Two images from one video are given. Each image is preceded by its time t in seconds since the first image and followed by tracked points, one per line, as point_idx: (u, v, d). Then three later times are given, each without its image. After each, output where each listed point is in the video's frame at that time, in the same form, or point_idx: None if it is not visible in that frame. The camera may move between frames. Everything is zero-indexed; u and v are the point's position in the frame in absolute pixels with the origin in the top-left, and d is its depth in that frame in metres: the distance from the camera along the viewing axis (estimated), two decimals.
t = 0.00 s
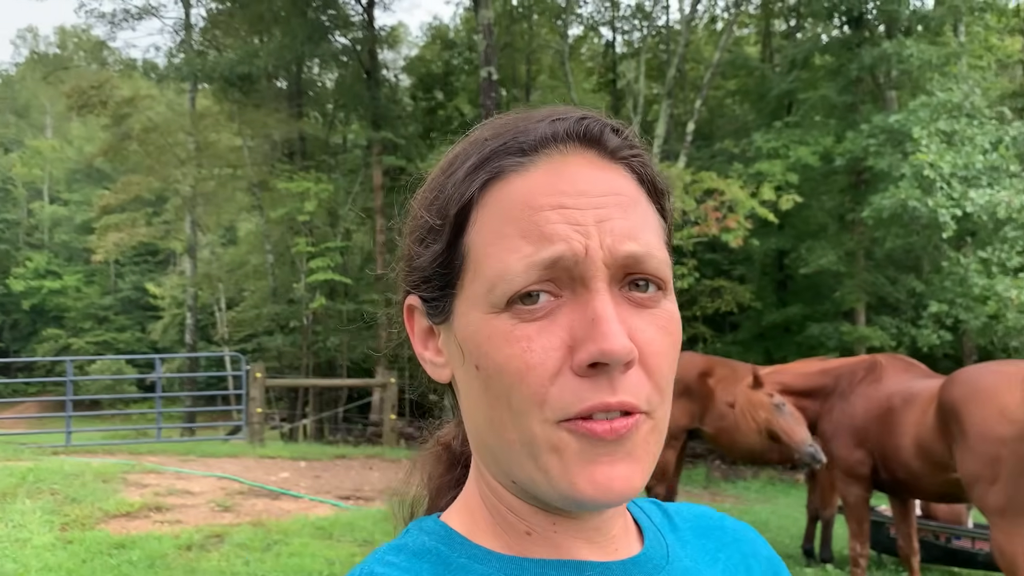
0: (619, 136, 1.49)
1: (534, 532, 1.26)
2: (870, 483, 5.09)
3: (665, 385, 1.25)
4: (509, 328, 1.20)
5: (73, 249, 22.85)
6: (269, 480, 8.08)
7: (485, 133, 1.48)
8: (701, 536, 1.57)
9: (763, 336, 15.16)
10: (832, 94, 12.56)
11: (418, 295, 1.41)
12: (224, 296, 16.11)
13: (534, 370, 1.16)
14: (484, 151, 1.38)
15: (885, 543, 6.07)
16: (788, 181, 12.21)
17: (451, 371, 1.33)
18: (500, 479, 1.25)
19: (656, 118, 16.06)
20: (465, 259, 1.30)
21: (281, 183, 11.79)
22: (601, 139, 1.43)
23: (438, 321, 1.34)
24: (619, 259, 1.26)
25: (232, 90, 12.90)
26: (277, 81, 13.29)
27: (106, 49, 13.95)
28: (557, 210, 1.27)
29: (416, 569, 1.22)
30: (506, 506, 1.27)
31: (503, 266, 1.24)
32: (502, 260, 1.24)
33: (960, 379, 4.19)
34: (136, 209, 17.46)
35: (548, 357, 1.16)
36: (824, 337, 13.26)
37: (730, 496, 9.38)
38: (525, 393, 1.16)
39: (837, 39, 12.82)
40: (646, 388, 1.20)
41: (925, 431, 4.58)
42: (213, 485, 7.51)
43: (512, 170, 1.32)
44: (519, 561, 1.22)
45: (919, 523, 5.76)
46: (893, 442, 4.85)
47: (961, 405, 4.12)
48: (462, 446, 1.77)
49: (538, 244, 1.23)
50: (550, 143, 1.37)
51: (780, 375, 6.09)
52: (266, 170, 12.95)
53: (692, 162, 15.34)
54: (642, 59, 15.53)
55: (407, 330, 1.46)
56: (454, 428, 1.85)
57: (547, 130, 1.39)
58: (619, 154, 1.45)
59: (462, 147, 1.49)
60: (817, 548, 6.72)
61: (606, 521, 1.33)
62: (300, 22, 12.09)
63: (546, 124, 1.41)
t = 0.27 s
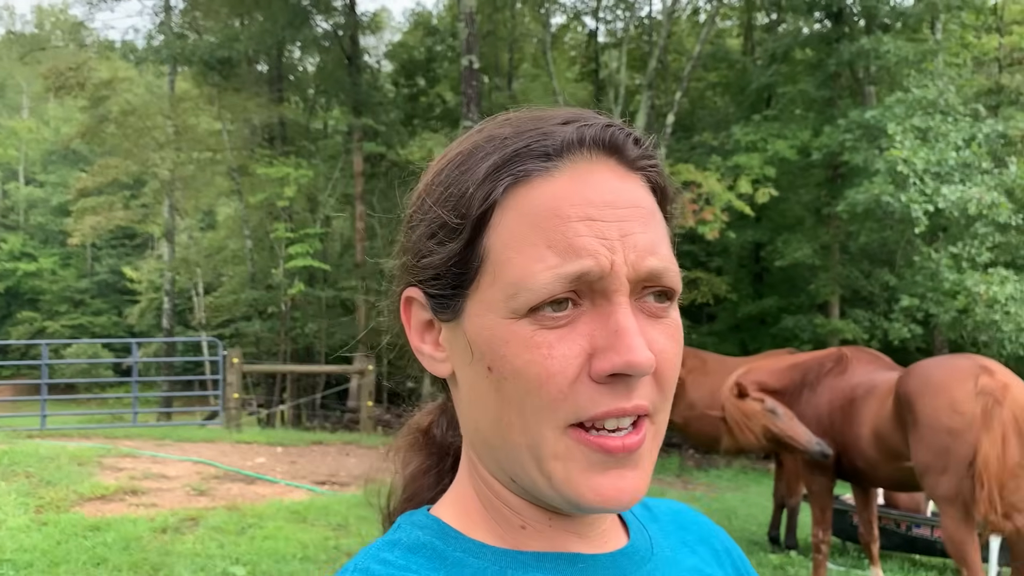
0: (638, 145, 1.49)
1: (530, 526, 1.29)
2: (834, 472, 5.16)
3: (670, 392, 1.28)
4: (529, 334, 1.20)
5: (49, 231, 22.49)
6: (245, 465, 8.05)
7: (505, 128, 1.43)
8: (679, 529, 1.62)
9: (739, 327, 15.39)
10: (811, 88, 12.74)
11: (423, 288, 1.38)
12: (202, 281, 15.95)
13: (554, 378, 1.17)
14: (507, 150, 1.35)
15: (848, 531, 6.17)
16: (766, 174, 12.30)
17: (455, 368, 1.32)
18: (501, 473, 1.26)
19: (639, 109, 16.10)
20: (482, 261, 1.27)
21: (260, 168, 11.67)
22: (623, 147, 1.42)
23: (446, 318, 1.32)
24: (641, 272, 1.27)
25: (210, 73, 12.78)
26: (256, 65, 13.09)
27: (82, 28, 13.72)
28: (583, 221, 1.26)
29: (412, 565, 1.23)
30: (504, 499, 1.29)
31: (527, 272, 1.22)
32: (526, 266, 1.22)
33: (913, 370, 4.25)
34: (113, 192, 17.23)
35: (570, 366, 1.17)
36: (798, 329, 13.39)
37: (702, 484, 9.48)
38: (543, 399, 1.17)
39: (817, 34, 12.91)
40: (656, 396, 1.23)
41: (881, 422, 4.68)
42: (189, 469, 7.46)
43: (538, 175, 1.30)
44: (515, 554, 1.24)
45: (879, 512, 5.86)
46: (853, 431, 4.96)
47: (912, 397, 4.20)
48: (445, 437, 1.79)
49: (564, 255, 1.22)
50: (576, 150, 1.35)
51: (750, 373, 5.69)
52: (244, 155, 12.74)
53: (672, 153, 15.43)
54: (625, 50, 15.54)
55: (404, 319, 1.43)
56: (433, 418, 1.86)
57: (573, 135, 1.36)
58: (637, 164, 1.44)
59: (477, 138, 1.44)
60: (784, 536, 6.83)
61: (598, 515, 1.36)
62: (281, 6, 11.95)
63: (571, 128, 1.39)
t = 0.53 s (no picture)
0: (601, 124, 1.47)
1: (495, 504, 1.26)
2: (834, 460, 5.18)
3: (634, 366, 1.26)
4: (513, 307, 1.15)
5: (62, 225, 22.66)
6: (255, 455, 8.11)
7: (473, 103, 1.36)
8: (626, 506, 1.58)
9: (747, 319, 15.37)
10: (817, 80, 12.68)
11: (387, 265, 1.28)
12: (213, 274, 16.06)
13: (539, 351, 1.13)
14: (485, 120, 1.29)
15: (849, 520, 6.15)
16: (773, 166, 12.24)
17: (424, 349, 1.24)
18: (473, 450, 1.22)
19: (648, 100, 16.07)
20: (460, 235, 1.20)
21: (270, 162, 11.75)
22: (591, 125, 1.39)
23: (416, 295, 1.24)
24: (617, 248, 1.25)
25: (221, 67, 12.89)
26: (266, 59, 13.12)
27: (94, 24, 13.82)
28: (565, 193, 1.23)
29: (375, 548, 1.17)
30: (469, 476, 1.25)
31: (511, 245, 1.17)
32: (510, 239, 1.17)
33: (911, 359, 4.21)
34: (125, 186, 17.37)
35: (554, 339, 1.14)
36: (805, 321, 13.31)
37: (708, 475, 9.46)
38: (526, 373, 1.13)
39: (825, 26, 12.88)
40: (630, 371, 1.21)
41: (879, 411, 4.68)
42: (200, 459, 7.53)
43: (519, 146, 1.25)
44: (477, 533, 1.21)
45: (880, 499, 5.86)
46: (852, 421, 4.92)
47: (907, 384, 4.17)
48: (392, 424, 1.66)
49: (550, 228, 1.18)
50: (550, 125, 1.30)
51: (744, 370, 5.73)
52: (255, 149, 12.72)
53: (680, 146, 15.42)
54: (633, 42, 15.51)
55: (361, 299, 1.32)
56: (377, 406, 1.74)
57: (549, 110, 1.32)
58: (603, 142, 1.43)
59: (443, 113, 1.36)
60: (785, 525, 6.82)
61: (558, 491, 1.33)
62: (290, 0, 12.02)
63: (544, 102, 1.35)
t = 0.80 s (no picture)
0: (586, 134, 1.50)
1: (474, 503, 1.27)
2: (857, 453, 5.12)
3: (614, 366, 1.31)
4: (533, 306, 1.16)
5: (103, 227, 23.22)
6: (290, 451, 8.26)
7: (479, 106, 1.34)
8: (581, 507, 1.60)
9: (780, 313, 15.10)
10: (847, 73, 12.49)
11: (394, 263, 1.22)
12: (249, 273, 16.34)
13: (556, 350, 1.15)
14: (501, 124, 1.28)
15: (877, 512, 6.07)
16: (804, 160, 12.07)
17: (432, 350, 1.20)
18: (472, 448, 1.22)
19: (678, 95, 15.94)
20: (479, 235, 1.18)
21: (304, 163, 11.90)
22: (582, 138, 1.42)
23: (424, 293, 1.19)
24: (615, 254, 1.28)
25: (255, 70, 12.99)
26: (300, 60, 13.03)
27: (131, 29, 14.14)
28: (578, 199, 1.24)
29: (346, 552, 1.14)
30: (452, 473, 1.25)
31: (533, 247, 1.17)
32: (531, 242, 1.17)
33: (937, 350, 4.13)
34: (163, 188, 17.75)
35: (569, 338, 1.16)
36: (838, 315, 13.12)
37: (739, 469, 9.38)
38: (543, 371, 1.15)
39: (855, 17, 12.67)
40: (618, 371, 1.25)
41: (903, 404, 4.60)
42: (238, 455, 7.71)
43: (535, 153, 1.25)
44: (446, 533, 1.22)
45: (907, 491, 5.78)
46: (874, 414, 4.86)
47: (932, 376, 4.08)
48: (349, 434, 1.53)
49: (567, 234, 1.19)
50: (559, 133, 1.32)
51: (762, 364, 5.89)
52: (289, 150, 12.67)
53: (711, 141, 15.29)
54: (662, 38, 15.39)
55: (354, 297, 1.25)
56: (328, 415, 1.58)
57: (554, 118, 1.33)
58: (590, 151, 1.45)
59: (451, 113, 1.33)
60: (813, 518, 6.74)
61: (527, 489, 1.35)
62: (321, 3, 12.23)
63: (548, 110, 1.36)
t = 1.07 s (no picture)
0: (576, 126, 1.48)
1: (472, 495, 1.24)
2: (886, 449, 5.05)
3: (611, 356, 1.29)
4: (512, 300, 1.15)
5: (141, 229, 23.76)
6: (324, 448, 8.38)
7: (459, 100, 1.34)
8: (579, 498, 1.58)
9: (814, 309, 14.90)
10: (881, 67, 12.32)
11: (373, 261, 1.23)
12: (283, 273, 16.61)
13: (536, 343, 1.13)
14: (477, 118, 1.27)
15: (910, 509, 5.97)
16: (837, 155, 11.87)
17: (412, 345, 1.20)
18: (461, 441, 1.21)
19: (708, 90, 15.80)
20: (456, 230, 1.18)
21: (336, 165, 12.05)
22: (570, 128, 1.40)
23: (405, 290, 1.20)
24: (601, 244, 1.26)
25: (289, 73, 13.38)
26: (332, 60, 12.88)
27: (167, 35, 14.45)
28: (558, 190, 1.22)
29: (348, 542, 1.14)
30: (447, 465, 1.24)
31: (509, 240, 1.16)
32: (508, 235, 1.16)
33: (967, 346, 4.07)
34: (199, 190, 18.11)
35: (549, 330, 1.14)
36: (873, 311, 12.89)
37: (771, 466, 9.27)
38: (526, 364, 1.14)
39: (888, 9, 12.46)
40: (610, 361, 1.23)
41: (934, 399, 4.52)
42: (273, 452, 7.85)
43: (510, 145, 1.24)
44: (448, 524, 1.20)
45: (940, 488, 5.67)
46: (903, 410, 4.80)
47: (965, 371, 4.02)
48: (348, 421, 1.56)
49: (545, 226, 1.18)
50: (539, 124, 1.31)
51: (787, 359, 5.95)
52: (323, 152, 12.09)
53: (742, 137, 15.12)
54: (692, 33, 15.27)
55: (341, 297, 1.27)
56: (332, 402, 1.62)
57: (534, 110, 1.32)
58: (578, 141, 1.43)
59: (429, 109, 1.33)
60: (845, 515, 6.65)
61: (527, 482, 1.33)
62: (353, 6, 12.37)
63: (528, 102, 1.35)
